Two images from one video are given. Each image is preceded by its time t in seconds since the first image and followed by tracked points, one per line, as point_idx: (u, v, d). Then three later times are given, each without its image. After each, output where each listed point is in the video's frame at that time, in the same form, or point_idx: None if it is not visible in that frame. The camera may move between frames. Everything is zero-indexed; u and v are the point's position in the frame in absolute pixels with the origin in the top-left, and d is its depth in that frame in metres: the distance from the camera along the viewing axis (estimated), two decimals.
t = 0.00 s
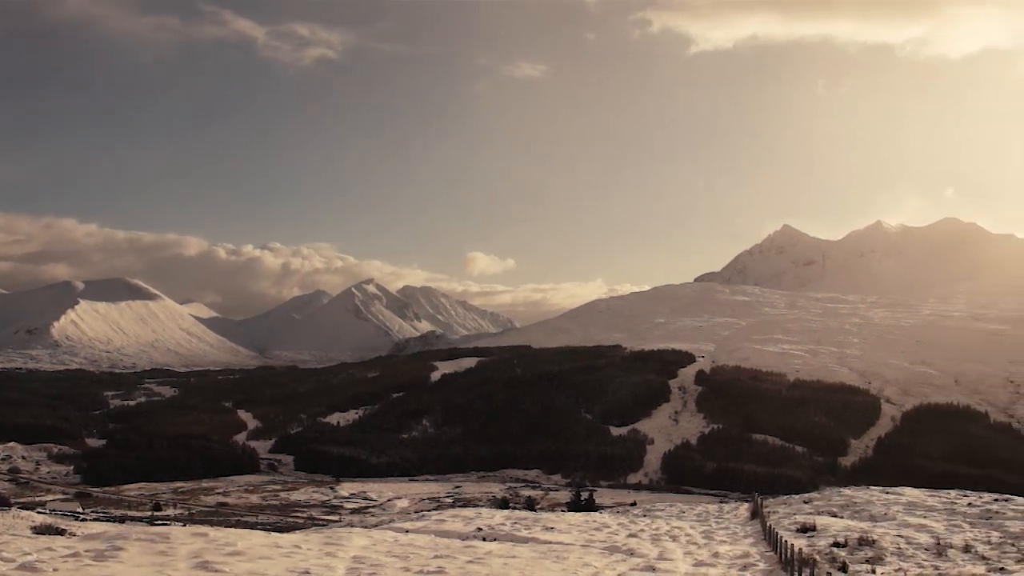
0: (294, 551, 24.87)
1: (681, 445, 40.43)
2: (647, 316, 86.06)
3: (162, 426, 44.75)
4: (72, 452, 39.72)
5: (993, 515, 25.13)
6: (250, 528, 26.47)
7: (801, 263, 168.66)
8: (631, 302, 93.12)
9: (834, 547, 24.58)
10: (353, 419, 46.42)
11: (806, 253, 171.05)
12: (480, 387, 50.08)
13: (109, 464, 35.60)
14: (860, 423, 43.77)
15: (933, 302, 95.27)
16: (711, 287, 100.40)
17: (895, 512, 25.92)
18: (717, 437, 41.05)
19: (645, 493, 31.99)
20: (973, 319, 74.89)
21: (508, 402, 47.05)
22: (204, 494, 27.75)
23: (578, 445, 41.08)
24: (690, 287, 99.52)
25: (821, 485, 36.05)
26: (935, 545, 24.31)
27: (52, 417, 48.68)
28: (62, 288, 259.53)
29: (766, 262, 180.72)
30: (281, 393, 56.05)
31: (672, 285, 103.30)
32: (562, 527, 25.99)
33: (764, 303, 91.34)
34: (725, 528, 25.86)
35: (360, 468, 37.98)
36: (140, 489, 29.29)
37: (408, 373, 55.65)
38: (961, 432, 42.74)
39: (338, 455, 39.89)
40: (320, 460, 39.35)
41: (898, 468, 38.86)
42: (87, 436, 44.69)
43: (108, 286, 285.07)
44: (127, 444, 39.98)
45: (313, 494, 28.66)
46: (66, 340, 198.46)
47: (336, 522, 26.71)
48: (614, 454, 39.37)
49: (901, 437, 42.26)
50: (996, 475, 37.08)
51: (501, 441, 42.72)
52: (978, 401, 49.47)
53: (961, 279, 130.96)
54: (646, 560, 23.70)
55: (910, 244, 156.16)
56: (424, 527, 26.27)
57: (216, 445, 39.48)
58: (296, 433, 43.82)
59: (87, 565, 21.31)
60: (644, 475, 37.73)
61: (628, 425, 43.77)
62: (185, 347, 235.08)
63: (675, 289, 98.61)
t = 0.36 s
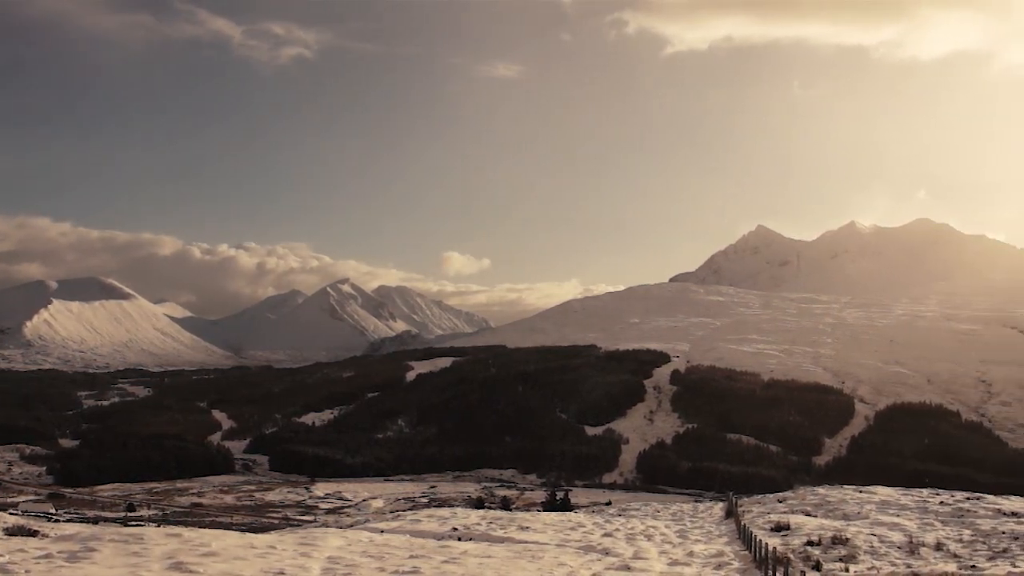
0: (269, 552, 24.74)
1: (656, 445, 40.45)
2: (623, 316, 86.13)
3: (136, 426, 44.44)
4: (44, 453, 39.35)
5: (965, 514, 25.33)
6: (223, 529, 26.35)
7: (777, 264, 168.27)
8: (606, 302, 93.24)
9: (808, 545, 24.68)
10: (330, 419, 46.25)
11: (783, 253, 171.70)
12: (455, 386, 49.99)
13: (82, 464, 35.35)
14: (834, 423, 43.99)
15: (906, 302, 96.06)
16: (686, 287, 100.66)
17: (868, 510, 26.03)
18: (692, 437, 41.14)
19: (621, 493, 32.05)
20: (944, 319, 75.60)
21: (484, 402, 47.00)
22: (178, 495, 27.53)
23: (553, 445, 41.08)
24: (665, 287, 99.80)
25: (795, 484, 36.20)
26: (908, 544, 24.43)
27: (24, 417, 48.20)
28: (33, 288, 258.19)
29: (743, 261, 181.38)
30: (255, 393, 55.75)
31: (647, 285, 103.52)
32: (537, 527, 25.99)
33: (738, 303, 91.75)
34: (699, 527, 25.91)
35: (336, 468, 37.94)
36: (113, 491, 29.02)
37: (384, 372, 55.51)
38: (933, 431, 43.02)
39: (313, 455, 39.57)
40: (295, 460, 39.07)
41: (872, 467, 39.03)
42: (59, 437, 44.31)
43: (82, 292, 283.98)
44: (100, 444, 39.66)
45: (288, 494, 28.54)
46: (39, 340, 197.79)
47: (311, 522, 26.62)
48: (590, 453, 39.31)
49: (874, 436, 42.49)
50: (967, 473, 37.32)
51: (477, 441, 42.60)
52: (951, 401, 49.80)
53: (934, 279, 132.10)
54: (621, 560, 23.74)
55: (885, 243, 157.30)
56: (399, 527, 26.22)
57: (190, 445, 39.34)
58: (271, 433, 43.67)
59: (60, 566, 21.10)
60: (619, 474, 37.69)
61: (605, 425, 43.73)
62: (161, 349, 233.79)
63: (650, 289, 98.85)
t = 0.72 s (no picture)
0: (246, 552, 24.63)
1: (633, 445, 40.49)
2: (599, 316, 86.29)
3: (111, 426, 44.19)
4: (18, 454, 39.04)
5: (939, 513, 25.48)
6: (199, 529, 26.22)
7: (753, 264, 169.85)
8: (583, 302, 93.40)
9: (784, 545, 24.77)
10: (311, 419, 46.12)
11: (761, 254, 172.48)
12: (433, 387, 49.94)
13: (58, 465, 35.13)
14: (809, 423, 44.21)
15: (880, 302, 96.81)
16: (662, 287, 101.02)
17: (844, 509, 26.14)
18: (669, 437, 41.22)
19: (598, 493, 32.10)
20: (917, 319, 76.23)
21: (462, 402, 46.97)
22: (154, 496, 27.39)
23: (530, 444, 41.13)
24: (642, 288, 100.13)
25: (771, 484, 36.36)
26: (882, 542, 24.57)
27: None
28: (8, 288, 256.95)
29: (722, 262, 182.12)
30: (232, 393, 55.52)
31: (624, 286, 103.79)
32: (515, 527, 26.00)
33: (714, 303, 92.16)
34: (676, 527, 25.96)
35: (314, 468, 37.84)
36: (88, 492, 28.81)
37: (362, 372, 55.38)
38: (908, 430, 43.29)
39: (289, 456, 39.37)
40: (271, 461, 38.88)
41: (847, 467, 39.23)
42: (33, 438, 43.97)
43: (58, 294, 282.04)
44: (75, 445, 39.40)
45: (265, 495, 28.45)
46: (13, 339, 196.93)
47: (289, 522, 26.55)
48: (567, 453, 39.32)
49: (850, 435, 42.72)
50: (941, 472, 37.58)
51: (455, 441, 42.55)
52: (925, 401, 50.13)
53: (908, 279, 133.26)
54: (599, 560, 23.78)
55: (862, 242, 158.42)
56: (376, 527, 26.19)
57: (166, 445, 39.23)
58: (247, 432, 43.53)
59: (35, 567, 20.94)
60: (596, 474, 37.71)
61: (583, 425, 43.76)
62: (140, 351, 232.47)
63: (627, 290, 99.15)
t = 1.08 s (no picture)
0: (222, 553, 24.50)
1: (609, 445, 40.45)
2: (576, 316, 86.36)
3: (85, 427, 43.91)
4: None
5: (913, 511, 25.64)
6: (175, 530, 26.08)
7: (727, 264, 175.70)
8: (561, 302, 93.54)
9: (759, 544, 24.82)
10: (290, 418, 45.96)
11: (741, 256, 173.32)
12: (411, 387, 49.85)
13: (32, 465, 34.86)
14: (785, 423, 44.37)
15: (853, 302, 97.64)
16: (639, 287, 101.31)
17: (819, 508, 26.24)
18: (646, 437, 41.27)
19: (575, 492, 32.09)
20: (892, 319, 76.74)
21: (440, 402, 46.88)
22: (128, 496, 27.24)
23: (508, 444, 41.08)
24: (619, 288, 100.36)
25: (747, 484, 36.48)
26: (857, 541, 24.67)
27: None
28: None
29: (701, 265, 183.06)
30: (208, 393, 55.24)
31: (601, 286, 104.05)
32: (491, 526, 25.99)
33: (691, 303, 92.50)
34: (653, 526, 25.97)
35: (290, 468, 37.73)
36: (63, 493, 28.61)
37: (340, 371, 55.23)
38: (883, 429, 43.54)
39: (265, 456, 39.15)
40: (248, 461, 38.67)
41: (823, 466, 39.39)
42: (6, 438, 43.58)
43: (34, 296, 279.43)
44: (49, 445, 39.11)
45: (242, 495, 28.36)
46: None
47: (265, 523, 26.47)
48: (543, 453, 39.31)
49: (825, 434, 42.95)
50: (915, 470, 37.80)
51: (432, 441, 42.46)
52: (900, 400, 50.42)
53: (884, 279, 134.49)
54: (575, 560, 23.80)
55: (840, 241, 159.59)
56: (353, 527, 26.13)
57: (141, 445, 39.08)
58: (223, 432, 43.35)
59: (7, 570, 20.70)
60: (572, 473, 37.68)
61: (561, 424, 43.77)
62: (119, 352, 231.03)
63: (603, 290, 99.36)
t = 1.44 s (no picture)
0: (196, 553, 24.33)
1: (585, 445, 40.33)
2: (551, 316, 86.29)
3: (58, 428, 43.50)
4: None
5: (886, 510, 25.77)
6: (149, 530, 25.94)
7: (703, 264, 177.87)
8: (536, 302, 93.49)
9: (734, 543, 24.89)
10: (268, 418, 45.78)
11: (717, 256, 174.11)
12: (387, 387, 49.68)
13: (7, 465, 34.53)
14: (760, 422, 44.52)
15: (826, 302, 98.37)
16: (614, 287, 101.39)
17: (793, 507, 26.34)
18: (622, 437, 41.32)
19: (552, 492, 32.06)
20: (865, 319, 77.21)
21: (416, 402, 46.77)
22: (101, 497, 27.05)
23: (484, 444, 41.03)
24: (594, 287, 100.44)
25: (721, 483, 36.61)
26: (831, 540, 24.76)
27: None
28: None
29: (679, 266, 183.67)
30: (182, 393, 54.84)
31: (576, 286, 104.11)
32: (467, 526, 25.97)
33: (666, 303, 92.70)
34: (628, 525, 26.00)
35: (265, 468, 37.58)
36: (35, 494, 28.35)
37: (316, 371, 54.99)
38: (857, 428, 43.78)
39: (241, 457, 38.89)
40: (223, 462, 38.42)
41: (796, 465, 39.54)
42: None
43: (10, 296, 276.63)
44: (22, 446, 38.73)
45: (216, 495, 28.24)
46: None
47: (239, 523, 26.37)
48: (520, 453, 39.19)
49: (799, 433, 43.13)
50: (888, 469, 38.00)
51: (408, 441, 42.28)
52: (873, 399, 50.67)
53: (857, 280, 135.65)
54: (550, 560, 23.82)
55: (817, 241, 160.86)
56: (328, 527, 26.06)
57: (115, 446, 38.85)
58: (198, 433, 43.10)
59: None
60: (548, 473, 37.65)
61: (538, 424, 43.73)
62: (94, 354, 229.27)
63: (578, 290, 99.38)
